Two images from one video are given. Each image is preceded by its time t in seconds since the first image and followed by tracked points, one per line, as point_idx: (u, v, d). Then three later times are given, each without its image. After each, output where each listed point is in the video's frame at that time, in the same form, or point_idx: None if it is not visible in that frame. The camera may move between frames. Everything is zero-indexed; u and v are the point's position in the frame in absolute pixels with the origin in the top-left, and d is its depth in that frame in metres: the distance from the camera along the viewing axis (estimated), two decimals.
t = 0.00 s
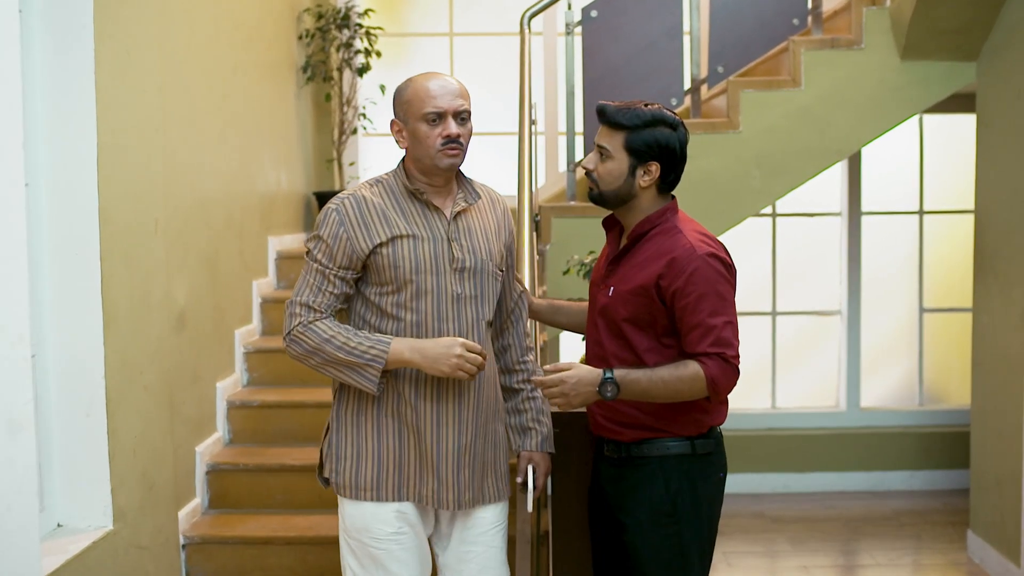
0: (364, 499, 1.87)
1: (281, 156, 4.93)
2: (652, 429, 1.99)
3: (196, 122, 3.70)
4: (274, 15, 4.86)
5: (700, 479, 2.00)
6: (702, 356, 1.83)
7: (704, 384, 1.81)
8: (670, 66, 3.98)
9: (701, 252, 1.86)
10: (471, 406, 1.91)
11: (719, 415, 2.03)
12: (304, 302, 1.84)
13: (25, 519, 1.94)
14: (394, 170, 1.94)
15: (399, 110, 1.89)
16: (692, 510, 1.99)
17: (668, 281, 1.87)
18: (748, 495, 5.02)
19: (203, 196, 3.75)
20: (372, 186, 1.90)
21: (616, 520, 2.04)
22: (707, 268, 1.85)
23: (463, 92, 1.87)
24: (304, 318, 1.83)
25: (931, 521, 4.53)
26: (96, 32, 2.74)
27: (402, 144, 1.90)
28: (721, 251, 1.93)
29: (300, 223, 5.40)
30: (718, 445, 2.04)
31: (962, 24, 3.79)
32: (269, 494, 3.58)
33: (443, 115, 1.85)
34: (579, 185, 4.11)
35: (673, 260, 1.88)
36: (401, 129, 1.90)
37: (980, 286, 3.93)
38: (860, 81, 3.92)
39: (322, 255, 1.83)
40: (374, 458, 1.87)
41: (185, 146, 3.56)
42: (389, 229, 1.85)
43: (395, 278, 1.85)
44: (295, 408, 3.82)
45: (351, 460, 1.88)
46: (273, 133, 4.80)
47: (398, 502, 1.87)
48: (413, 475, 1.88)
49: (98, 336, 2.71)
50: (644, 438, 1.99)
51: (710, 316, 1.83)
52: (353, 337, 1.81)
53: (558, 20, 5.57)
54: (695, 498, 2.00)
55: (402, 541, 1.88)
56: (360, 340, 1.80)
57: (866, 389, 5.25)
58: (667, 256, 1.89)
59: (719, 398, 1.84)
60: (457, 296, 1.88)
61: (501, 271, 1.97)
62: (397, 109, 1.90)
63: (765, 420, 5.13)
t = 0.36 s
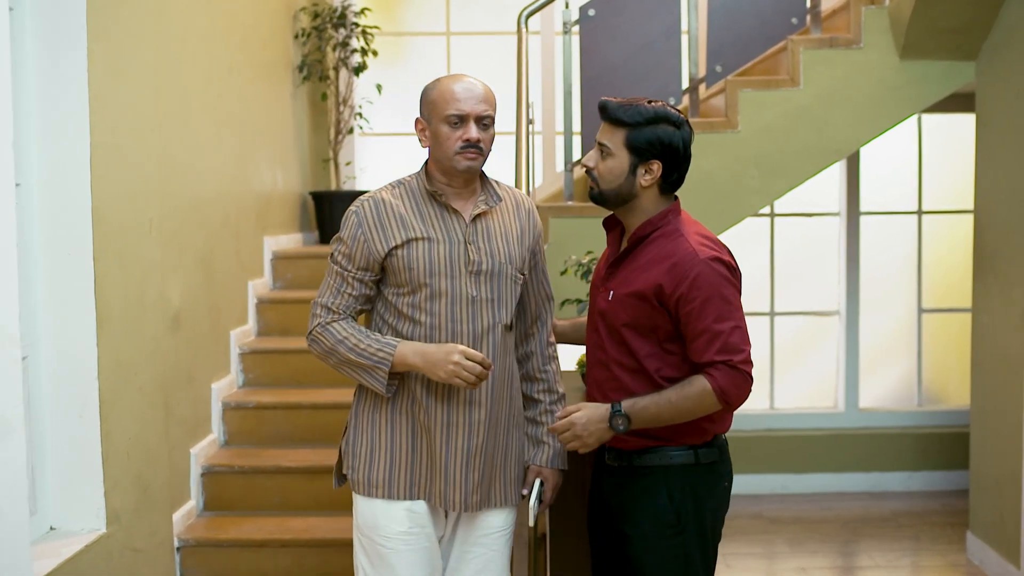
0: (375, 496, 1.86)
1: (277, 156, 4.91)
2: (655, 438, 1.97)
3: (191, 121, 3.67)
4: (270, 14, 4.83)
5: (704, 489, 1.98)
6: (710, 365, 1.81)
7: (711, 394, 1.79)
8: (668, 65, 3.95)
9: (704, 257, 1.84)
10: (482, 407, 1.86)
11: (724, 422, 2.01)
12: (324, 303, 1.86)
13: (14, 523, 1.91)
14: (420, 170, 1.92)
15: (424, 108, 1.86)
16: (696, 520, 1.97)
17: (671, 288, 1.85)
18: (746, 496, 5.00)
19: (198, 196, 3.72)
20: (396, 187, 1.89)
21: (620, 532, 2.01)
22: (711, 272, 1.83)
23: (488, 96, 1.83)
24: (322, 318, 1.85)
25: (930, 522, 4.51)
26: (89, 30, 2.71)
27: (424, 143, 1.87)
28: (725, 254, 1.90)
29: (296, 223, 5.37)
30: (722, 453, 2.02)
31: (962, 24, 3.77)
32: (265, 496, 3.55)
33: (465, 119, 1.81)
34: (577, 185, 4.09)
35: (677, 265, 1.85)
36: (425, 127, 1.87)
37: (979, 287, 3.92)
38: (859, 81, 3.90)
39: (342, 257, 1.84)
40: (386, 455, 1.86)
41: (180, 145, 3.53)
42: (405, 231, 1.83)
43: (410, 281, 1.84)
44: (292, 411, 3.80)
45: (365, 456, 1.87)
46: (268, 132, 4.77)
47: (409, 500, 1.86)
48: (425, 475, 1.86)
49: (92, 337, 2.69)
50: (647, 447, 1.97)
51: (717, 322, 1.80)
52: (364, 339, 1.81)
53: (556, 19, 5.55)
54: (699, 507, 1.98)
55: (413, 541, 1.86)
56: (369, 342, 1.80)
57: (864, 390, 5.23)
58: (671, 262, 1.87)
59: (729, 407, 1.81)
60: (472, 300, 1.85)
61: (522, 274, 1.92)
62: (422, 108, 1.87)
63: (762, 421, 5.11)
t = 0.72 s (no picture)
0: (372, 499, 1.83)
1: (272, 156, 4.88)
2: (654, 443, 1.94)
3: (184, 121, 3.64)
4: (264, 12, 4.80)
5: (705, 495, 1.96)
6: (703, 368, 1.78)
7: (704, 399, 1.77)
8: (665, 65, 3.94)
9: (699, 258, 1.81)
10: (481, 407, 1.84)
11: (725, 426, 1.98)
12: (320, 308, 1.84)
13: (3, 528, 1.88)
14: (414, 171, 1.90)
15: (420, 112, 1.83)
16: (697, 528, 1.95)
17: (666, 289, 1.83)
18: (744, 497, 4.99)
19: (193, 195, 3.70)
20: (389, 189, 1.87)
21: (620, 539, 1.99)
22: (706, 273, 1.80)
23: (485, 101, 1.81)
24: (319, 325, 1.83)
25: (929, 524, 4.49)
26: (81, 27, 2.68)
27: (421, 148, 1.84)
28: (724, 255, 1.88)
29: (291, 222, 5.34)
30: (725, 458, 1.99)
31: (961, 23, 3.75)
32: (260, 498, 3.53)
33: (463, 125, 1.78)
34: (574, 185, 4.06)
35: (672, 266, 1.83)
36: (421, 131, 1.84)
37: (978, 287, 3.90)
38: (858, 80, 3.88)
39: (337, 261, 1.82)
40: (384, 457, 1.83)
41: (173, 145, 3.51)
42: (399, 231, 1.81)
43: (405, 282, 1.81)
44: (287, 413, 3.78)
45: (362, 459, 1.84)
46: (263, 132, 4.74)
47: (406, 504, 1.83)
48: (423, 477, 1.83)
49: (84, 337, 2.66)
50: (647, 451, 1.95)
51: (711, 325, 1.78)
52: (361, 347, 1.79)
53: (552, 18, 5.53)
54: (700, 514, 1.96)
55: (411, 546, 1.83)
56: (365, 351, 1.78)
57: (862, 391, 5.21)
58: (666, 264, 1.84)
59: (723, 412, 1.78)
60: (468, 300, 1.82)
61: (519, 272, 1.90)
62: (417, 111, 1.85)
63: (760, 422, 5.09)
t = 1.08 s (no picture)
0: (363, 506, 1.80)
1: (268, 155, 4.85)
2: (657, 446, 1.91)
3: (180, 120, 3.61)
4: (261, 11, 4.77)
5: (711, 497, 1.94)
6: (706, 368, 1.76)
7: (708, 401, 1.75)
8: (664, 64, 3.91)
9: (702, 258, 1.79)
10: (469, 408, 1.82)
11: (730, 427, 1.95)
12: (295, 306, 1.78)
13: None
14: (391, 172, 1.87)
15: (399, 111, 1.82)
16: (704, 530, 1.93)
17: (670, 290, 1.81)
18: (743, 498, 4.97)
19: (188, 195, 3.67)
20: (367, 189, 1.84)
21: (627, 542, 1.98)
22: (709, 272, 1.78)
23: (462, 94, 1.80)
24: (292, 318, 1.76)
25: (929, 525, 4.47)
26: (73, 26, 2.66)
27: (401, 146, 1.82)
28: (726, 253, 1.85)
29: (289, 222, 5.31)
30: (731, 459, 1.96)
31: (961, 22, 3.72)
32: (255, 500, 3.50)
33: (444, 118, 1.77)
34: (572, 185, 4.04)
35: (675, 266, 1.81)
36: (400, 130, 1.82)
37: (978, 287, 3.87)
38: (858, 80, 3.86)
39: (315, 261, 1.78)
40: (373, 462, 1.80)
41: (168, 144, 3.48)
42: (382, 232, 1.78)
43: (389, 282, 1.79)
44: (283, 415, 3.75)
45: (350, 465, 1.81)
46: (260, 131, 4.72)
47: (399, 509, 1.81)
48: (413, 481, 1.81)
49: (79, 339, 2.63)
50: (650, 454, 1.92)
51: (713, 325, 1.75)
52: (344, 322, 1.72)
53: (551, 17, 5.50)
54: (707, 516, 1.93)
55: (400, 549, 1.81)
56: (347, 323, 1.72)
57: (862, 392, 5.19)
58: (668, 265, 1.82)
59: (728, 414, 1.76)
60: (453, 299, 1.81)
61: (500, 270, 1.89)
62: (395, 111, 1.83)
63: (759, 423, 5.07)
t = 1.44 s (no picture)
0: (350, 509, 1.77)
1: (265, 154, 4.82)
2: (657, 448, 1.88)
3: (175, 119, 3.58)
4: (257, 10, 4.74)
5: (711, 499, 1.91)
6: (709, 370, 1.74)
7: (712, 403, 1.72)
8: (664, 63, 3.89)
9: (704, 258, 1.76)
10: (459, 409, 1.80)
11: (731, 430, 1.92)
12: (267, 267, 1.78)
13: None
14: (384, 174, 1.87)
15: (386, 115, 1.78)
16: (704, 534, 1.90)
17: (672, 290, 1.78)
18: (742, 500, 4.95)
19: (184, 194, 3.64)
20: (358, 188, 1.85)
21: (627, 544, 1.96)
22: (712, 272, 1.75)
23: (451, 95, 1.78)
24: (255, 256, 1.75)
25: (929, 527, 4.45)
26: (66, 24, 2.63)
27: (389, 151, 1.79)
28: (728, 253, 1.82)
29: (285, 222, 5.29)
30: (731, 462, 1.93)
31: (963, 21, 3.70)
32: (251, 503, 3.47)
33: (435, 123, 1.75)
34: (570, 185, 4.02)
35: (677, 265, 1.78)
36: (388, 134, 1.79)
37: (979, 287, 3.85)
38: (858, 79, 3.83)
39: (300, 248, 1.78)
40: (360, 465, 1.77)
41: (163, 143, 3.45)
42: (372, 231, 1.78)
43: (377, 280, 1.77)
44: (279, 416, 3.72)
45: (337, 468, 1.78)
46: (256, 131, 4.69)
47: (386, 511, 1.78)
48: (400, 483, 1.78)
49: (71, 341, 2.60)
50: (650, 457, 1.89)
51: (715, 325, 1.73)
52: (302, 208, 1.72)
53: (549, 17, 5.48)
54: (706, 520, 1.91)
55: (388, 551, 1.79)
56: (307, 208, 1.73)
57: (861, 392, 5.16)
58: (670, 264, 1.79)
59: (731, 416, 1.73)
60: (443, 299, 1.78)
61: (493, 272, 1.86)
62: (382, 115, 1.80)
63: (758, 424, 5.05)
